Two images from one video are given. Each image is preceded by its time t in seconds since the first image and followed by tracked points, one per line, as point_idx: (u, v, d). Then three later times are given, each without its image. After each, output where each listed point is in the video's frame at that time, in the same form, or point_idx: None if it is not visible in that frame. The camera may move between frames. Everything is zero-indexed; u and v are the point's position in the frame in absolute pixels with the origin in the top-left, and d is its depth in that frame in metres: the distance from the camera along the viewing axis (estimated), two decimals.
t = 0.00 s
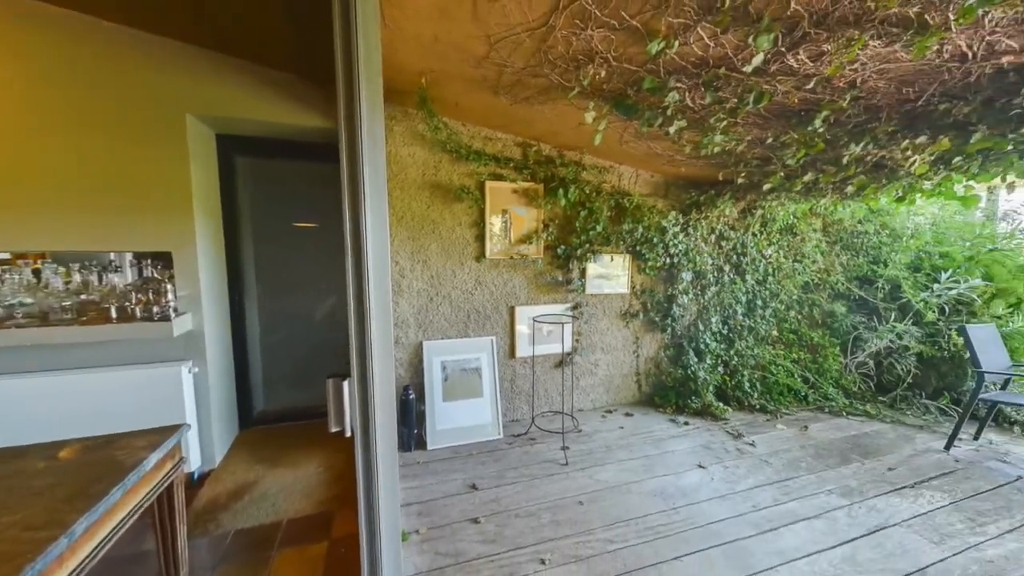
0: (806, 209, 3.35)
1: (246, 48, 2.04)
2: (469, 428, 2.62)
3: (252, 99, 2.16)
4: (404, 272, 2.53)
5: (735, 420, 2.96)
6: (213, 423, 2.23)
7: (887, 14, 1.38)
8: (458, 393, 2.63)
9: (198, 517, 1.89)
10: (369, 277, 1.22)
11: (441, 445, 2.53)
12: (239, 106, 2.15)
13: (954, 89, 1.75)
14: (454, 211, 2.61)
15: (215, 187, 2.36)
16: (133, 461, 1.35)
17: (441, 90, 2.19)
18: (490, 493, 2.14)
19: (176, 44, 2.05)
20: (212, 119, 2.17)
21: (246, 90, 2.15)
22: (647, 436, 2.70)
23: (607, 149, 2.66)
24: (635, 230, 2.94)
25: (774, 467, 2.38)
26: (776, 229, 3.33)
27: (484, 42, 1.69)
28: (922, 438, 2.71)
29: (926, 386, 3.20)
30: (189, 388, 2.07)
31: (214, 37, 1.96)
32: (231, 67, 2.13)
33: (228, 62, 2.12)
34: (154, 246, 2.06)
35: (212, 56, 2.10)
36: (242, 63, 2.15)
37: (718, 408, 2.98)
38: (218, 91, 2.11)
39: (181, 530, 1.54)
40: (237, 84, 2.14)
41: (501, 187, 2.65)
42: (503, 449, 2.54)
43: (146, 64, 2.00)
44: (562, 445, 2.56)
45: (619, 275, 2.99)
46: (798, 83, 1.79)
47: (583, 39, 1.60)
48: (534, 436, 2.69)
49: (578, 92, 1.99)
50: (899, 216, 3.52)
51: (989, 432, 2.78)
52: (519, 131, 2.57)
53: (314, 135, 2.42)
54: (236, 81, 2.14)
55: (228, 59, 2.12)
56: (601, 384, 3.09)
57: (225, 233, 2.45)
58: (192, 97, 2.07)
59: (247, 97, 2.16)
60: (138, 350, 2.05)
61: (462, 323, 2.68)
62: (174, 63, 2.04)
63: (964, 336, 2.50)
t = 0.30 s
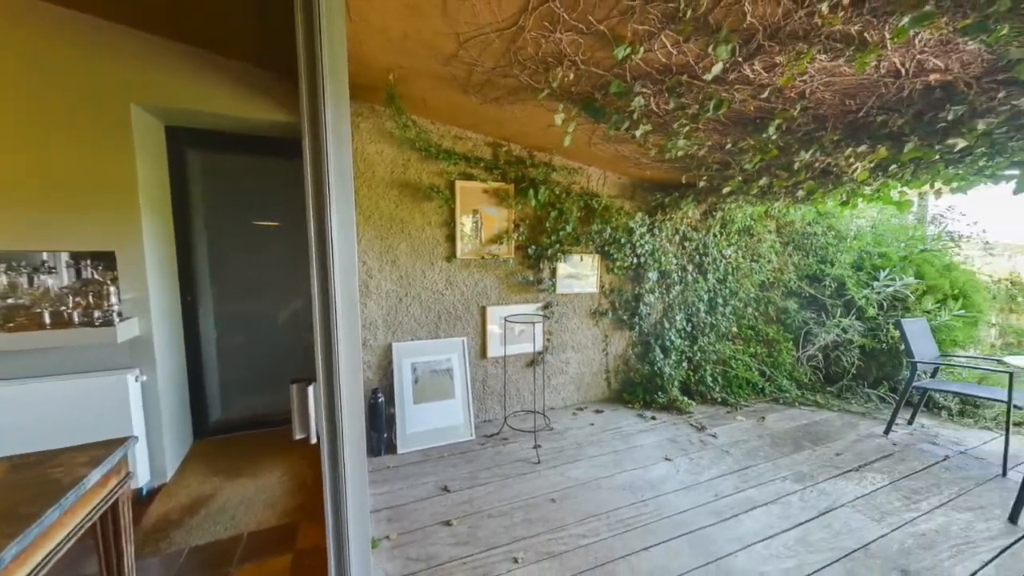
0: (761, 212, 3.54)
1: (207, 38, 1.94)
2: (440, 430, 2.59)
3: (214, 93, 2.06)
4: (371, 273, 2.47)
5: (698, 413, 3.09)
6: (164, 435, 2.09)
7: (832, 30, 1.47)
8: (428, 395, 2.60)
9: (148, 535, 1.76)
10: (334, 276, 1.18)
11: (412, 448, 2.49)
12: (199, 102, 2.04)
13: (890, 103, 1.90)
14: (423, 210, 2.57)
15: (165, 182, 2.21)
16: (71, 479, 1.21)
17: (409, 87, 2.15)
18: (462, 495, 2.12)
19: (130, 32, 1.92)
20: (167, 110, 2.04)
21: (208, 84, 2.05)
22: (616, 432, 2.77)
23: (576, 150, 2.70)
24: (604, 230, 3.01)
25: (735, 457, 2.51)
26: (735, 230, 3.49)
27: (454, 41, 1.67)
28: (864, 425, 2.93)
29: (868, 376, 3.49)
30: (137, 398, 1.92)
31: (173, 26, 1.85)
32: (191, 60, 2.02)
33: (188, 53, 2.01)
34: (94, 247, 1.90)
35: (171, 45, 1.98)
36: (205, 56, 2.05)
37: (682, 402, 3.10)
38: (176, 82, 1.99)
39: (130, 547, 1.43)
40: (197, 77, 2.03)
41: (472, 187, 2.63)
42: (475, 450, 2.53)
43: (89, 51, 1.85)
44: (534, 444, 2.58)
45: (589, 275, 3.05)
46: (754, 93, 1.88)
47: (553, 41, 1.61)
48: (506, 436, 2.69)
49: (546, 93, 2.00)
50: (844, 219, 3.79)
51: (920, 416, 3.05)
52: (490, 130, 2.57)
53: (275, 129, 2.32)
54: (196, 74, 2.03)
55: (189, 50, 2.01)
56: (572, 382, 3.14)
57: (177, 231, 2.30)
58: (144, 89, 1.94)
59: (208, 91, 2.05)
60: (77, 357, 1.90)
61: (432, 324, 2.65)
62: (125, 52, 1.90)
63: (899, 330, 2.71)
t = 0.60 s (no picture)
0: (719, 214, 3.72)
1: (163, 27, 1.84)
2: (409, 433, 2.54)
3: (170, 85, 1.95)
4: (335, 273, 2.40)
5: (662, 407, 3.20)
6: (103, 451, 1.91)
7: (780, 44, 1.56)
8: (396, 398, 2.55)
9: (85, 561, 1.60)
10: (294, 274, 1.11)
11: (380, 452, 2.43)
12: (152, 92, 1.91)
13: (832, 113, 2.05)
14: (390, 209, 2.52)
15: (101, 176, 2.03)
16: None
17: (372, 83, 2.09)
18: (432, 498, 2.09)
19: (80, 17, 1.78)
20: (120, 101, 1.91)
21: (158, 74, 1.93)
22: (584, 429, 2.83)
23: (543, 151, 2.72)
24: (571, 231, 3.06)
25: (696, 448, 2.62)
26: (694, 231, 3.65)
27: (420, 38, 1.65)
28: (811, 413, 3.15)
29: (815, 367, 3.76)
30: (70, 412, 1.75)
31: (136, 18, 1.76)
32: (151, 51, 1.91)
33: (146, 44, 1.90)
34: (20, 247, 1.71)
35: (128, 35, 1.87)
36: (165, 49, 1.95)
37: (647, 397, 3.20)
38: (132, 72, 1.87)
39: None
40: (156, 68, 1.92)
41: (439, 186, 2.61)
42: (445, 452, 2.50)
43: (33, 35, 1.69)
44: (504, 443, 2.59)
45: (557, 275, 3.09)
46: (711, 100, 1.97)
47: (520, 42, 1.62)
48: (476, 436, 2.68)
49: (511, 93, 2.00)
50: (792, 221, 4.05)
51: (859, 404, 3.31)
52: (457, 129, 2.55)
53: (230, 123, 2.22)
54: (154, 66, 1.92)
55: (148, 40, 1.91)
56: (541, 380, 3.17)
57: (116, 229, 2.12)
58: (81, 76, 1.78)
59: (166, 84, 1.95)
60: None
61: (400, 325, 2.61)
62: (74, 39, 1.76)
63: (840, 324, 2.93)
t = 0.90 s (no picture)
0: (682, 216, 3.86)
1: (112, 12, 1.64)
2: (379, 438, 2.48)
3: (116, 75, 1.74)
4: (299, 274, 2.31)
5: (631, 403, 3.29)
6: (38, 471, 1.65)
7: (738, 54, 1.63)
8: (365, 401, 2.48)
9: None
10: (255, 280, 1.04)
11: (349, 458, 2.36)
12: (94, 80, 1.69)
13: (785, 122, 2.17)
14: (357, 208, 2.46)
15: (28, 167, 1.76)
16: None
17: (338, 77, 2.03)
18: (403, 503, 2.05)
19: None
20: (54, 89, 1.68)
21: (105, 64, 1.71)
22: (557, 427, 2.86)
23: (514, 151, 2.73)
24: (542, 231, 3.09)
25: (663, 442, 2.71)
26: (660, 232, 3.77)
27: (388, 34, 1.61)
28: (768, 404, 3.33)
29: (771, 360, 4.00)
30: None
31: None
32: (97, 36, 1.71)
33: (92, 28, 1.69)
34: None
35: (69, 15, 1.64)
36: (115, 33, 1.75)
37: (616, 394, 3.29)
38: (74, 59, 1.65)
39: None
40: (103, 55, 1.71)
41: (409, 185, 2.56)
42: (417, 455, 2.46)
43: None
44: (477, 444, 2.58)
45: (528, 275, 3.11)
46: (675, 106, 2.05)
47: (490, 42, 1.62)
48: (448, 438, 2.66)
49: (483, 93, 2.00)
50: (750, 223, 4.27)
51: (811, 394, 3.53)
52: (426, 128, 2.52)
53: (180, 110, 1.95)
54: (101, 52, 1.71)
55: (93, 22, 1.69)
56: (513, 380, 3.19)
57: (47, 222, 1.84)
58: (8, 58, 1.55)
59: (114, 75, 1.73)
60: None
61: (369, 327, 2.54)
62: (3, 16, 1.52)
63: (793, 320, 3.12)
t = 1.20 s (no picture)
0: (646, 217, 4.00)
1: None
2: (344, 444, 2.40)
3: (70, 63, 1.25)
4: (256, 275, 2.19)
5: (598, 400, 3.37)
6: None
7: (696, 63, 1.71)
8: (328, 407, 2.39)
9: None
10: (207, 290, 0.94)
11: (312, 466, 2.27)
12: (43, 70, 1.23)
13: (740, 128, 2.29)
14: (319, 206, 2.37)
15: None
16: None
17: (297, 70, 1.95)
18: (370, 510, 1.99)
19: None
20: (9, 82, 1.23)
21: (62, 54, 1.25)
22: (526, 425, 2.88)
23: (482, 151, 2.72)
24: (511, 231, 3.10)
25: (629, 436, 2.79)
26: (625, 232, 3.88)
27: (350, 26, 1.56)
28: (725, 397, 3.50)
29: (729, 355, 4.22)
30: None
31: None
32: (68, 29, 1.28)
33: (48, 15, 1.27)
34: None
35: None
36: (90, 29, 1.32)
37: (584, 392, 3.35)
38: (38, 50, 1.22)
39: None
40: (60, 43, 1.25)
41: (374, 183, 2.50)
42: (384, 460, 2.40)
43: None
44: (446, 446, 2.55)
45: (497, 275, 3.11)
46: (638, 110, 2.11)
47: (456, 40, 1.61)
48: (417, 441, 2.61)
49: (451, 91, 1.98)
50: (709, 224, 4.47)
51: (763, 386, 3.74)
52: (391, 125, 2.47)
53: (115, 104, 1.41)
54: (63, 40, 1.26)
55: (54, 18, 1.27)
56: (483, 380, 3.18)
57: None
58: None
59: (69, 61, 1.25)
60: None
61: (332, 330, 2.46)
62: None
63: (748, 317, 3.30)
